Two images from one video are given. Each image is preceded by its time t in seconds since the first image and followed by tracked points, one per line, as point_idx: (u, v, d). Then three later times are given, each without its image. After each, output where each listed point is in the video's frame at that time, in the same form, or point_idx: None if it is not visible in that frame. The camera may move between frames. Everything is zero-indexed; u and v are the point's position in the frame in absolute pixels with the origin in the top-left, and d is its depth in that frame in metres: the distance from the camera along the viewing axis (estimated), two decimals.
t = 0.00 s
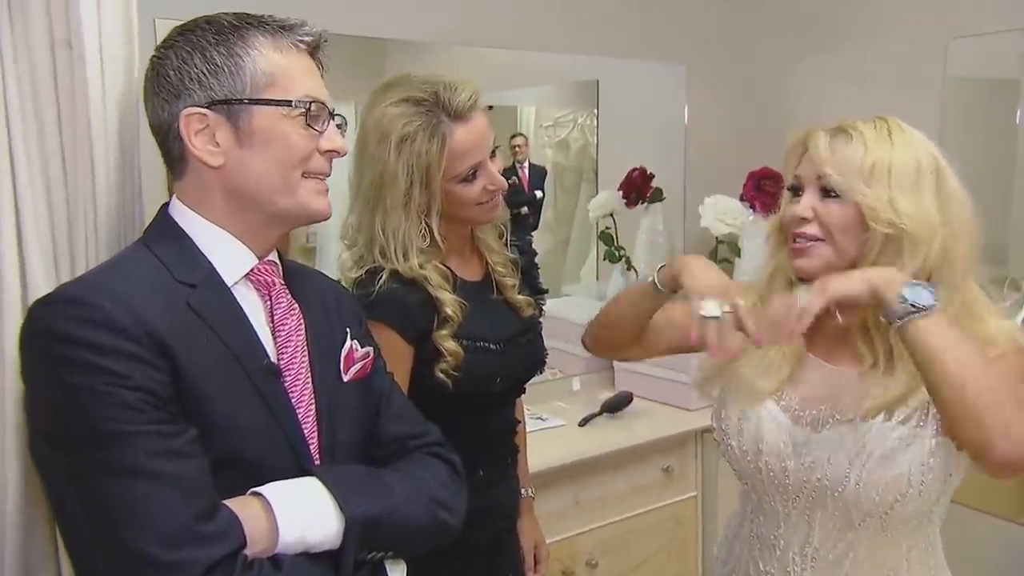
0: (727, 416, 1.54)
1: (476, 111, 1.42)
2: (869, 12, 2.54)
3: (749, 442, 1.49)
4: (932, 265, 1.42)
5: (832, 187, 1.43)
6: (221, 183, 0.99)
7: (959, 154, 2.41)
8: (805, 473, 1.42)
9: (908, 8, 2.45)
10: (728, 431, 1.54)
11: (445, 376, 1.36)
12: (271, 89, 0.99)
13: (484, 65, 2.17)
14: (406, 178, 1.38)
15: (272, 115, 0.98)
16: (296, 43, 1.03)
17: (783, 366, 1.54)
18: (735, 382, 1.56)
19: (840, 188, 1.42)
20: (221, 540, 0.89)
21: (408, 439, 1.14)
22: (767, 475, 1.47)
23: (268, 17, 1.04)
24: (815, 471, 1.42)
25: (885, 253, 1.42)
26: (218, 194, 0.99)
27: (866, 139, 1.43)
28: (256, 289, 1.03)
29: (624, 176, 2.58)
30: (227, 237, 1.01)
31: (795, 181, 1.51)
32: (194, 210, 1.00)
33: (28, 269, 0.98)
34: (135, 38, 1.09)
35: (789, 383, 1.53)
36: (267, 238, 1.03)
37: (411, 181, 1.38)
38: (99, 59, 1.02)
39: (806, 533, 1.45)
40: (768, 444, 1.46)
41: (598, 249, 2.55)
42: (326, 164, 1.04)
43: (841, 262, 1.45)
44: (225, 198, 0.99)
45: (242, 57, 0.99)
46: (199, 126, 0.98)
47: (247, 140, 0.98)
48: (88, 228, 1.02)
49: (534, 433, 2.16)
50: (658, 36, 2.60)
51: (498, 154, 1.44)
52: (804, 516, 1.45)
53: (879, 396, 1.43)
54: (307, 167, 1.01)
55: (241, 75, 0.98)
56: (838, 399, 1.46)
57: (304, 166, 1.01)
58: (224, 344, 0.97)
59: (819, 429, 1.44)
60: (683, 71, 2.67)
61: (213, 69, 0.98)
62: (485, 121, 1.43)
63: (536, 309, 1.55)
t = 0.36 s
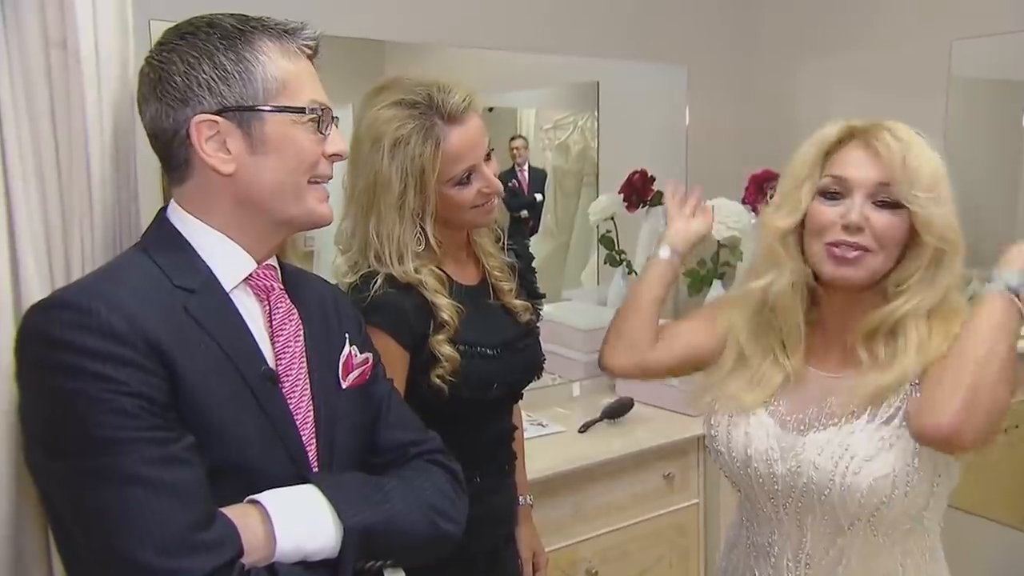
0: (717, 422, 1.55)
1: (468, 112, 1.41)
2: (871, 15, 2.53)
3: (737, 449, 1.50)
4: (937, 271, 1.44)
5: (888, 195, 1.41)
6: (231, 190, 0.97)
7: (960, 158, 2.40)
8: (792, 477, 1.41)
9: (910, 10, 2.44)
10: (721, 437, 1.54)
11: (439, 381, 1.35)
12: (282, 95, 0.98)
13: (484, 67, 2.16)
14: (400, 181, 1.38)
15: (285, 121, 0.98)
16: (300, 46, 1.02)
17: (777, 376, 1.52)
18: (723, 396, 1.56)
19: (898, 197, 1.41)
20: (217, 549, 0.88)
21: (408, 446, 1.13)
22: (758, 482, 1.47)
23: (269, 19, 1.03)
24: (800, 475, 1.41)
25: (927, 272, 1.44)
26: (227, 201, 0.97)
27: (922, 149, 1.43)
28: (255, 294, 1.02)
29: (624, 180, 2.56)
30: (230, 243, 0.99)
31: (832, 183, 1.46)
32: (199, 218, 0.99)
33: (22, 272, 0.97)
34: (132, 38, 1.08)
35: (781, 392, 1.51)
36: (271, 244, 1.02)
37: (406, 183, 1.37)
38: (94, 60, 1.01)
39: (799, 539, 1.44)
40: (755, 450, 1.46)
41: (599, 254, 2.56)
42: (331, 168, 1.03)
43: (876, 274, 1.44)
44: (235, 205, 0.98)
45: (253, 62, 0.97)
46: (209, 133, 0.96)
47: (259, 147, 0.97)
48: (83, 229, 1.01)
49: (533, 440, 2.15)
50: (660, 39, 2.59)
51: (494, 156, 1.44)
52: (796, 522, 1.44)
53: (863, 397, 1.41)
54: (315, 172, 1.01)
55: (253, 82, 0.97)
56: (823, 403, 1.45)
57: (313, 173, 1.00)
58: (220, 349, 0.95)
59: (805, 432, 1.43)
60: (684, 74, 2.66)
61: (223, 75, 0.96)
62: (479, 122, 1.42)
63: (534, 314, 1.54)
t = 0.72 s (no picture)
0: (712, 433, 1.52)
1: (459, 117, 1.41)
2: (866, 17, 2.53)
3: (736, 458, 1.47)
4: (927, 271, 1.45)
5: (834, 198, 1.42)
6: (214, 193, 0.97)
7: (954, 162, 2.41)
8: (795, 486, 1.41)
9: (905, 12, 2.44)
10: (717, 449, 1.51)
11: (434, 385, 1.35)
12: (266, 100, 0.98)
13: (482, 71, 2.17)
14: (392, 186, 1.38)
15: (266, 125, 0.98)
16: (290, 52, 1.02)
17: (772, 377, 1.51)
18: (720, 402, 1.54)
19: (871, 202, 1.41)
20: (211, 554, 0.88)
21: (403, 450, 1.13)
22: (757, 491, 1.45)
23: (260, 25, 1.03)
24: (803, 484, 1.40)
25: (889, 268, 1.45)
26: (212, 204, 0.98)
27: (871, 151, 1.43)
28: (250, 300, 1.02)
29: (621, 182, 2.60)
30: (222, 247, 0.99)
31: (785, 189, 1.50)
32: (187, 221, 0.99)
33: (16, 273, 0.97)
34: (125, 40, 1.09)
35: (773, 394, 1.51)
36: (261, 249, 1.02)
37: (398, 189, 1.38)
38: (89, 65, 1.02)
39: (797, 544, 1.43)
40: (755, 460, 1.44)
41: (594, 258, 2.57)
42: (319, 174, 1.03)
43: (836, 275, 1.44)
44: (219, 208, 0.98)
45: (236, 66, 0.98)
46: (191, 135, 0.96)
47: (241, 150, 0.97)
48: (77, 232, 1.02)
49: (529, 443, 2.15)
50: (656, 42, 2.59)
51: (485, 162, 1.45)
52: (793, 528, 1.43)
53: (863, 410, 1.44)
54: (299, 177, 1.01)
55: (236, 86, 0.97)
56: (821, 408, 1.47)
57: (297, 177, 1.00)
58: (214, 355, 0.95)
59: (807, 440, 1.44)
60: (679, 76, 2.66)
61: (206, 79, 0.96)
62: (470, 127, 1.43)
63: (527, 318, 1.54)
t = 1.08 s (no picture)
0: (703, 439, 1.52)
1: (459, 118, 1.42)
2: (865, 18, 2.53)
3: (728, 464, 1.47)
4: (902, 274, 1.44)
5: (799, 200, 1.41)
6: (217, 196, 0.97)
7: (955, 163, 2.39)
8: (787, 492, 1.41)
9: (904, 14, 2.44)
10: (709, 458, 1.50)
11: (432, 385, 1.36)
12: (274, 106, 0.99)
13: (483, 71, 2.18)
14: (392, 187, 1.38)
15: (274, 132, 0.98)
16: (298, 59, 1.03)
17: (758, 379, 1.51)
18: (706, 406, 1.55)
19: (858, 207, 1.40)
20: (206, 553, 0.88)
21: (399, 451, 1.13)
22: (749, 495, 1.45)
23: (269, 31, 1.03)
24: (798, 489, 1.41)
25: (853, 269, 1.43)
26: (214, 207, 0.98)
27: (840, 156, 1.42)
28: (246, 300, 1.03)
29: (619, 182, 2.60)
30: (219, 247, 0.99)
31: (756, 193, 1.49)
32: (189, 223, 0.99)
33: (13, 272, 0.97)
34: (123, 40, 1.09)
35: (763, 398, 1.51)
36: (259, 251, 1.02)
37: (398, 189, 1.38)
38: (86, 66, 1.02)
39: (787, 545, 1.44)
40: (748, 467, 1.45)
41: (593, 259, 2.56)
42: (319, 182, 1.04)
43: (809, 278, 1.44)
44: (222, 211, 0.98)
45: (247, 71, 0.98)
46: (198, 137, 0.96)
47: (247, 155, 0.97)
48: (75, 233, 1.02)
49: (528, 444, 2.15)
50: (656, 44, 2.60)
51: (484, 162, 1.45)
52: (784, 530, 1.44)
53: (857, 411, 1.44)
54: (304, 185, 1.01)
55: (246, 90, 0.98)
56: (812, 414, 1.47)
57: (300, 183, 1.01)
58: (211, 356, 0.96)
59: (798, 445, 1.44)
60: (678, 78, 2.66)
61: (217, 82, 0.96)
62: (469, 127, 1.43)
63: (525, 321, 1.55)
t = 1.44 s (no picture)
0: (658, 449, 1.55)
1: (454, 120, 1.42)
2: (865, 22, 2.52)
3: (689, 468, 1.51)
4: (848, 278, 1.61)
5: (799, 214, 1.51)
6: (210, 199, 0.98)
7: (961, 168, 2.35)
8: (753, 487, 1.48)
9: (905, 17, 2.43)
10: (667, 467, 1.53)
11: (433, 387, 1.36)
12: (269, 110, 0.99)
13: (482, 75, 2.19)
14: (388, 189, 1.39)
15: (268, 136, 0.98)
16: (300, 65, 1.03)
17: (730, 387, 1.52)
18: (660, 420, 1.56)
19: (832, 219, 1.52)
20: (207, 555, 0.89)
21: (399, 454, 1.14)
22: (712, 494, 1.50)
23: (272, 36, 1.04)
24: (763, 484, 1.47)
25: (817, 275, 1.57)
26: (208, 209, 0.98)
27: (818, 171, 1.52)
28: (247, 304, 1.03)
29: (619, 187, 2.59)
30: (218, 251, 1.00)
31: (749, 202, 1.51)
32: (183, 224, 1.00)
33: (16, 273, 0.98)
34: (126, 43, 1.10)
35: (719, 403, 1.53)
36: (256, 254, 1.03)
37: (394, 191, 1.39)
38: (88, 69, 1.03)
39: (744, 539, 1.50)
40: (712, 467, 1.49)
41: (592, 262, 2.56)
42: (315, 188, 1.04)
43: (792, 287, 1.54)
44: (215, 213, 0.98)
45: (245, 75, 0.99)
46: (192, 139, 0.97)
47: (241, 158, 0.98)
48: (77, 234, 1.02)
49: (527, 448, 2.15)
50: (655, 47, 2.60)
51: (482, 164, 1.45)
52: (741, 523, 1.50)
53: (807, 402, 1.54)
54: (298, 189, 1.02)
55: (243, 94, 0.98)
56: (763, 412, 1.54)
57: (295, 188, 1.01)
58: (212, 360, 0.96)
59: (758, 442, 1.50)
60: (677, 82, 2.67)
61: (213, 85, 0.97)
62: (466, 130, 1.43)
63: (524, 323, 1.55)
